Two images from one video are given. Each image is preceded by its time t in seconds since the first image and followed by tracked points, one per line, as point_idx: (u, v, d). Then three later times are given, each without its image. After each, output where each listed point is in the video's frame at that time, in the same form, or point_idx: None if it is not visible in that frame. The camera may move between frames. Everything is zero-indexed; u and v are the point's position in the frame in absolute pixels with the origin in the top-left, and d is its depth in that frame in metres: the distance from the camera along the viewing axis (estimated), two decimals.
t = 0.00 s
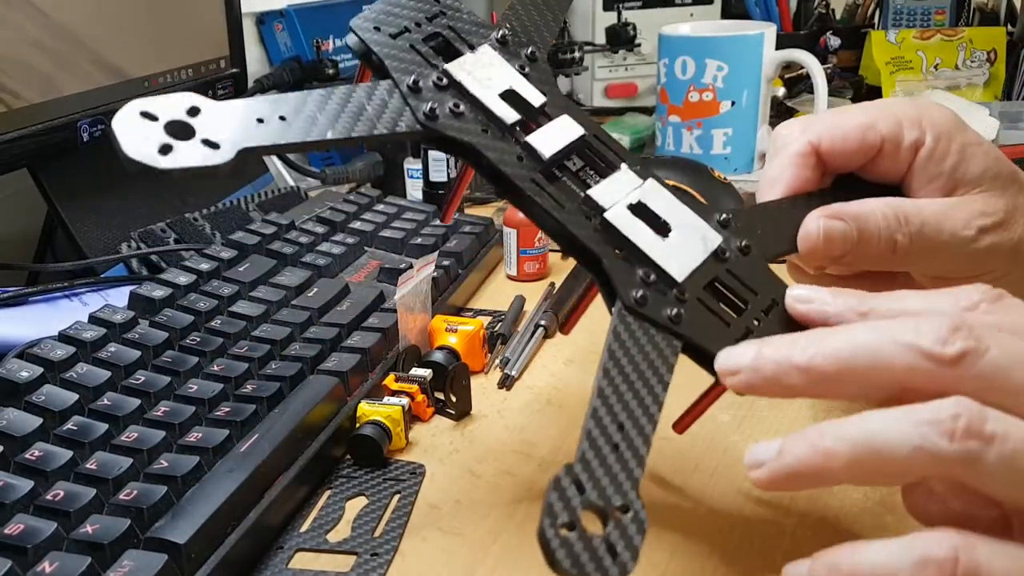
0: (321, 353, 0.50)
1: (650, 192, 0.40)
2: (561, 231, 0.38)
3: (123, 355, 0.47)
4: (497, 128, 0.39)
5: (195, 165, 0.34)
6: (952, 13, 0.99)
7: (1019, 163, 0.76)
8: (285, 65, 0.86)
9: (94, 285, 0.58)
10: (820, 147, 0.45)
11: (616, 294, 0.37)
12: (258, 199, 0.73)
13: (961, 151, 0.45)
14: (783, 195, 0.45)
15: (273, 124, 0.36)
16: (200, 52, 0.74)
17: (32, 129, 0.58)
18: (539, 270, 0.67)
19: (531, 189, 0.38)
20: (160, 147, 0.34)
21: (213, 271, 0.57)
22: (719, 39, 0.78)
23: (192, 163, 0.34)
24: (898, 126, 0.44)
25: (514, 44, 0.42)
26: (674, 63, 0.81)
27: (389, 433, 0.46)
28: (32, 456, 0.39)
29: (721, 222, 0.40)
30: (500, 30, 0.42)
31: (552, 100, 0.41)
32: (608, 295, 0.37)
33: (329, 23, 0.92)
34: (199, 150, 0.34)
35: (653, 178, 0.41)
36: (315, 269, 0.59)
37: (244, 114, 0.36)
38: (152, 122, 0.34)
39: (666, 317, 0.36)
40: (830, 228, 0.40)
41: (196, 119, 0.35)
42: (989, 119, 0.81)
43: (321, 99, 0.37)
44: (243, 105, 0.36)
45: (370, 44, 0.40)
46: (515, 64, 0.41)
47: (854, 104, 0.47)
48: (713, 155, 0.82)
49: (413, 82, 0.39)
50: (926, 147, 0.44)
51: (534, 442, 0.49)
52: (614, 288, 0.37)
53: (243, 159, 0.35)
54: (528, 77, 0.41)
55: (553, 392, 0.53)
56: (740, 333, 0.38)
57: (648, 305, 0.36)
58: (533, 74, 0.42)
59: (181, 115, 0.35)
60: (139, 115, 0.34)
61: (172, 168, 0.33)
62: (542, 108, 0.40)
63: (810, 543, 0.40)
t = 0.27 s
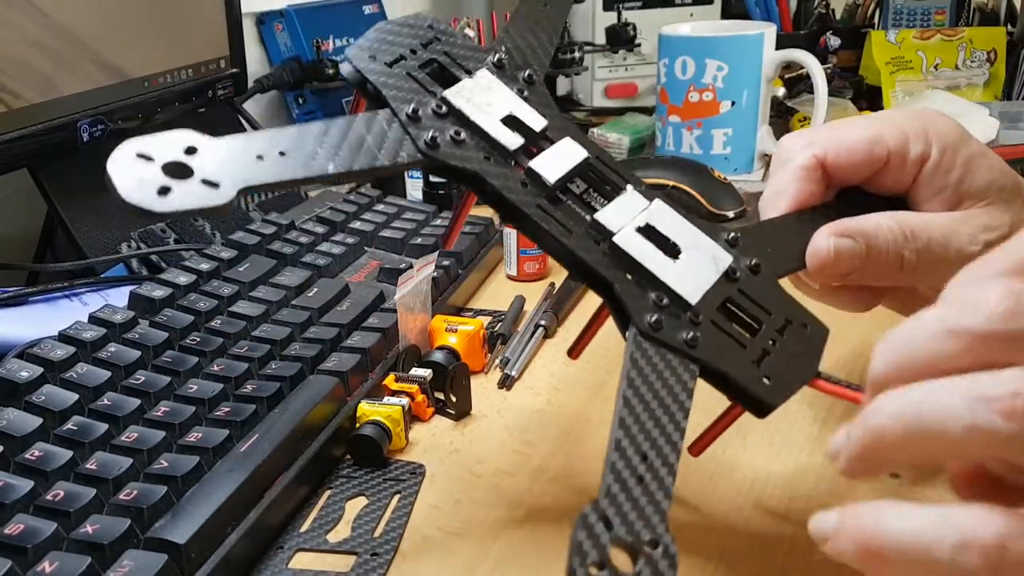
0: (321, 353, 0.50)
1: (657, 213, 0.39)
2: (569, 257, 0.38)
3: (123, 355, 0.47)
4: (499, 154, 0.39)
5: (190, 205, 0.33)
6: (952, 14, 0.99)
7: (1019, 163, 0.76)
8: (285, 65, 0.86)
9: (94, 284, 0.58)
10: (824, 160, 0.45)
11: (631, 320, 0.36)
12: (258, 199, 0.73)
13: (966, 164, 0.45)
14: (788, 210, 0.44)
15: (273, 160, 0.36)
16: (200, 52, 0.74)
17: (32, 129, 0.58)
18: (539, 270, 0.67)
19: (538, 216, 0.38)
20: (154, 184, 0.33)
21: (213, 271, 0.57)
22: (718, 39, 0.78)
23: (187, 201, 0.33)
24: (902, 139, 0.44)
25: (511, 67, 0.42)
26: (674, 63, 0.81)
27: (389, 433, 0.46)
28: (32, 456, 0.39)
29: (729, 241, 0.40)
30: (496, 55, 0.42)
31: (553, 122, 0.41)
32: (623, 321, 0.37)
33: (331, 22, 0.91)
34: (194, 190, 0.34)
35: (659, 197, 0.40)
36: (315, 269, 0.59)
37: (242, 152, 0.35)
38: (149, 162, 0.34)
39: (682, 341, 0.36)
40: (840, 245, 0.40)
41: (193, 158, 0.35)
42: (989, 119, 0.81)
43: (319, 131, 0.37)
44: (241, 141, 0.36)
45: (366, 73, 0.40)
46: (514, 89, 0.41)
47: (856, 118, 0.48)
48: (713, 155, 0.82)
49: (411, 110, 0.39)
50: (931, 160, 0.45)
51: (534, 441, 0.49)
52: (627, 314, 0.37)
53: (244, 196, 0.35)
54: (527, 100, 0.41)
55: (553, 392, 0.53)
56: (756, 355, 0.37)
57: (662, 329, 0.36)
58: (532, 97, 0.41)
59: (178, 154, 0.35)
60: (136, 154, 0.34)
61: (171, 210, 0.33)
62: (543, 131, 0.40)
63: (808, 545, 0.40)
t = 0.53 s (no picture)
0: (321, 353, 0.50)
1: (661, 219, 0.40)
2: (576, 262, 0.38)
3: (123, 355, 0.47)
4: (503, 159, 0.39)
5: (193, 211, 0.32)
6: (952, 13, 0.99)
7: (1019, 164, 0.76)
8: (285, 65, 0.86)
9: (94, 285, 0.58)
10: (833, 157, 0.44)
11: (637, 327, 0.36)
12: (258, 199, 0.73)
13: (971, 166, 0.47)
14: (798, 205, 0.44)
15: (275, 163, 0.35)
16: (199, 52, 0.74)
17: (32, 129, 0.58)
18: (539, 270, 0.67)
19: (544, 221, 0.38)
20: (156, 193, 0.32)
21: (213, 271, 0.57)
22: (719, 38, 0.78)
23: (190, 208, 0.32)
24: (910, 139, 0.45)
25: (513, 71, 0.42)
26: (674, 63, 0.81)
27: (389, 433, 0.47)
28: (32, 456, 0.39)
29: (735, 246, 0.40)
30: (498, 58, 0.42)
31: (556, 126, 0.41)
32: (629, 328, 0.37)
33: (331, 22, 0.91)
34: (197, 195, 0.33)
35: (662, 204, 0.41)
36: (315, 269, 0.59)
37: (243, 154, 0.35)
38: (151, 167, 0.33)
39: (690, 348, 0.36)
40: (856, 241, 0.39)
41: (195, 161, 0.34)
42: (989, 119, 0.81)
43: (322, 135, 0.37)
44: (244, 144, 0.35)
45: (369, 75, 0.40)
46: (518, 93, 0.41)
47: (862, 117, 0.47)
48: (713, 155, 0.82)
49: (415, 113, 0.38)
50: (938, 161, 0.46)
51: (534, 441, 0.49)
52: (633, 319, 0.37)
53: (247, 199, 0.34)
54: (530, 105, 0.41)
55: (553, 392, 0.53)
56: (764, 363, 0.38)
57: (670, 337, 0.36)
58: (534, 101, 0.41)
59: (180, 156, 0.34)
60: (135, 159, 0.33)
61: (172, 215, 0.32)
62: (547, 136, 0.40)
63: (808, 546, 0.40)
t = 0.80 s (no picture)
0: (321, 353, 0.50)
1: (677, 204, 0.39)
2: (588, 248, 0.38)
3: (123, 355, 0.47)
4: (515, 144, 0.38)
5: (196, 184, 0.32)
6: (952, 14, 0.99)
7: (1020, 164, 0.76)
8: (285, 65, 0.86)
9: (94, 284, 0.58)
10: (839, 158, 0.44)
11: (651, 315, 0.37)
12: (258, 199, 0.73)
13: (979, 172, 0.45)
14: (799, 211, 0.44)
15: (284, 141, 0.35)
16: (199, 52, 0.74)
17: (32, 129, 0.58)
18: (539, 270, 0.67)
19: (555, 207, 0.38)
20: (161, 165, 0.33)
21: (213, 271, 0.57)
22: (719, 38, 0.78)
23: (191, 179, 0.32)
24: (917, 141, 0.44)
25: (523, 55, 0.42)
26: (674, 63, 0.81)
27: (389, 433, 0.46)
28: (32, 456, 0.39)
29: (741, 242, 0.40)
30: (509, 43, 0.42)
31: (566, 112, 0.40)
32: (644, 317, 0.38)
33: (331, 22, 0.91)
34: (202, 169, 0.33)
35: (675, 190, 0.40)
36: (315, 269, 0.59)
37: (252, 132, 0.34)
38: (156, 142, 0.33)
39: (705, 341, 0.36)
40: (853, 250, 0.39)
41: (202, 137, 0.34)
42: (990, 119, 0.81)
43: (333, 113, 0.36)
44: (253, 121, 0.35)
45: (376, 58, 0.40)
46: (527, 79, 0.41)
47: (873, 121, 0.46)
48: (713, 155, 0.82)
49: (425, 96, 0.38)
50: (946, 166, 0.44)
51: (535, 441, 0.49)
52: (649, 308, 0.37)
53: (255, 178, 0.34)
54: (540, 89, 0.41)
55: (553, 392, 0.53)
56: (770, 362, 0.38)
57: (686, 325, 0.36)
58: (545, 86, 0.41)
59: (185, 132, 0.34)
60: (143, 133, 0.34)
61: (177, 189, 0.32)
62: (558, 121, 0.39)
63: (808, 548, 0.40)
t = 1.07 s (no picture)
0: (322, 353, 0.50)
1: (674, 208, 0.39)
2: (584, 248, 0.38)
3: (123, 355, 0.47)
4: (517, 139, 0.39)
5: (199, 185, 0.32)
6: (952, 14, 0.99)
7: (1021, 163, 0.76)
8: (285, 65, 0.86)
9: (94, 284, 0.58)
10: (843, 157, 0.44)
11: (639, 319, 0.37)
12: (258, 199, 0.73)
13: (985, 166, 0.46)
14: (805, 205, 0.44)
15: (284, 136, 0.34)
16: (200, 52, 0.74)
17: (33, 129, 0.58)
18: (539, 270, 0.67)
19: (553, 206, 0.38)
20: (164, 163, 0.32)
21: (213, 271, 0.57)
22: (719, 38, 0.78)
23: (194, 184, 0.32)
24: (923, 139, 0.44)
25: (535, 37, 0.41)
26: (674, 63, 0.81)
27: (389, 433, 0.46)
28: (32, 456, 0.39)
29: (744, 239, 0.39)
30: (521, 24, 0.41)
31: (574, 103, 0.40)
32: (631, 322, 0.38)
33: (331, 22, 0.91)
34: (205, 169, 0.32)
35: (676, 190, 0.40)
36: (314, 270, 0.59)
37: (254, 126, 0.34)
38: (157, 139, 0.33)
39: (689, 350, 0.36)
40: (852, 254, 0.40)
41: (204, 132, 0.33)
42: (990, 119, 0.81)
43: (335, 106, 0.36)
44: (255, 114, 0.34)
45: (384, 39, 0.39)
46: (537, 63, 0.40)
47: (881, 113, 0.46)
48: (713, 155, 0.82)
49: (430, 85, 0.38)
50: (952, 160, 0.45)
51: (534, 441, 0.49)
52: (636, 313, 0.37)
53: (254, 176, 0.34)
54: (549, 78, 0.40)
55: (553, 392, 0.53)
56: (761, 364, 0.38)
57: (671, 335, 0.37)
58: (554, 73, 0.41)
59: (187, 127, 0.33)
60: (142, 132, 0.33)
61: (179, 191, 0.32)
62: (564, 115, 0.39)
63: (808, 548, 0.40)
